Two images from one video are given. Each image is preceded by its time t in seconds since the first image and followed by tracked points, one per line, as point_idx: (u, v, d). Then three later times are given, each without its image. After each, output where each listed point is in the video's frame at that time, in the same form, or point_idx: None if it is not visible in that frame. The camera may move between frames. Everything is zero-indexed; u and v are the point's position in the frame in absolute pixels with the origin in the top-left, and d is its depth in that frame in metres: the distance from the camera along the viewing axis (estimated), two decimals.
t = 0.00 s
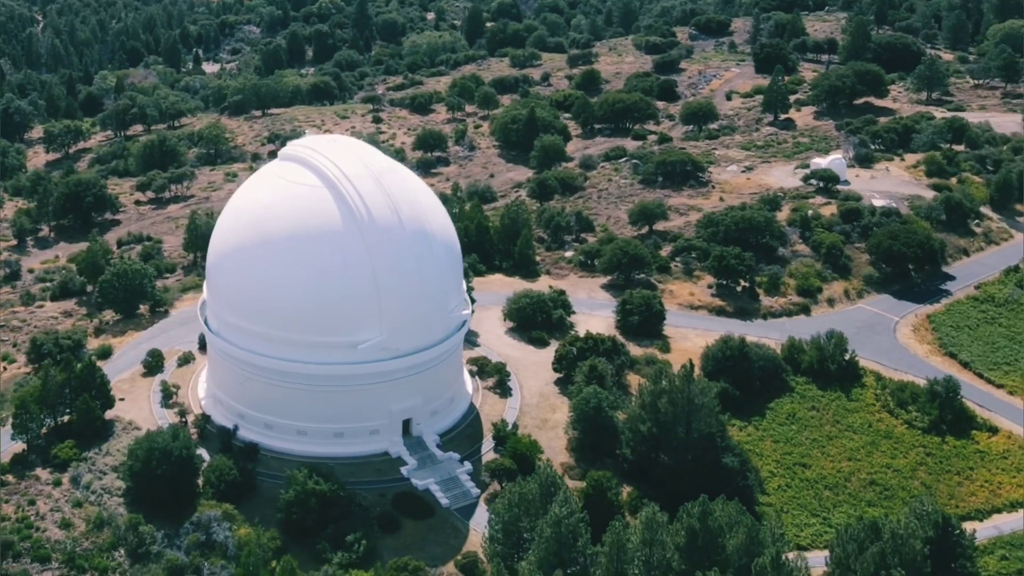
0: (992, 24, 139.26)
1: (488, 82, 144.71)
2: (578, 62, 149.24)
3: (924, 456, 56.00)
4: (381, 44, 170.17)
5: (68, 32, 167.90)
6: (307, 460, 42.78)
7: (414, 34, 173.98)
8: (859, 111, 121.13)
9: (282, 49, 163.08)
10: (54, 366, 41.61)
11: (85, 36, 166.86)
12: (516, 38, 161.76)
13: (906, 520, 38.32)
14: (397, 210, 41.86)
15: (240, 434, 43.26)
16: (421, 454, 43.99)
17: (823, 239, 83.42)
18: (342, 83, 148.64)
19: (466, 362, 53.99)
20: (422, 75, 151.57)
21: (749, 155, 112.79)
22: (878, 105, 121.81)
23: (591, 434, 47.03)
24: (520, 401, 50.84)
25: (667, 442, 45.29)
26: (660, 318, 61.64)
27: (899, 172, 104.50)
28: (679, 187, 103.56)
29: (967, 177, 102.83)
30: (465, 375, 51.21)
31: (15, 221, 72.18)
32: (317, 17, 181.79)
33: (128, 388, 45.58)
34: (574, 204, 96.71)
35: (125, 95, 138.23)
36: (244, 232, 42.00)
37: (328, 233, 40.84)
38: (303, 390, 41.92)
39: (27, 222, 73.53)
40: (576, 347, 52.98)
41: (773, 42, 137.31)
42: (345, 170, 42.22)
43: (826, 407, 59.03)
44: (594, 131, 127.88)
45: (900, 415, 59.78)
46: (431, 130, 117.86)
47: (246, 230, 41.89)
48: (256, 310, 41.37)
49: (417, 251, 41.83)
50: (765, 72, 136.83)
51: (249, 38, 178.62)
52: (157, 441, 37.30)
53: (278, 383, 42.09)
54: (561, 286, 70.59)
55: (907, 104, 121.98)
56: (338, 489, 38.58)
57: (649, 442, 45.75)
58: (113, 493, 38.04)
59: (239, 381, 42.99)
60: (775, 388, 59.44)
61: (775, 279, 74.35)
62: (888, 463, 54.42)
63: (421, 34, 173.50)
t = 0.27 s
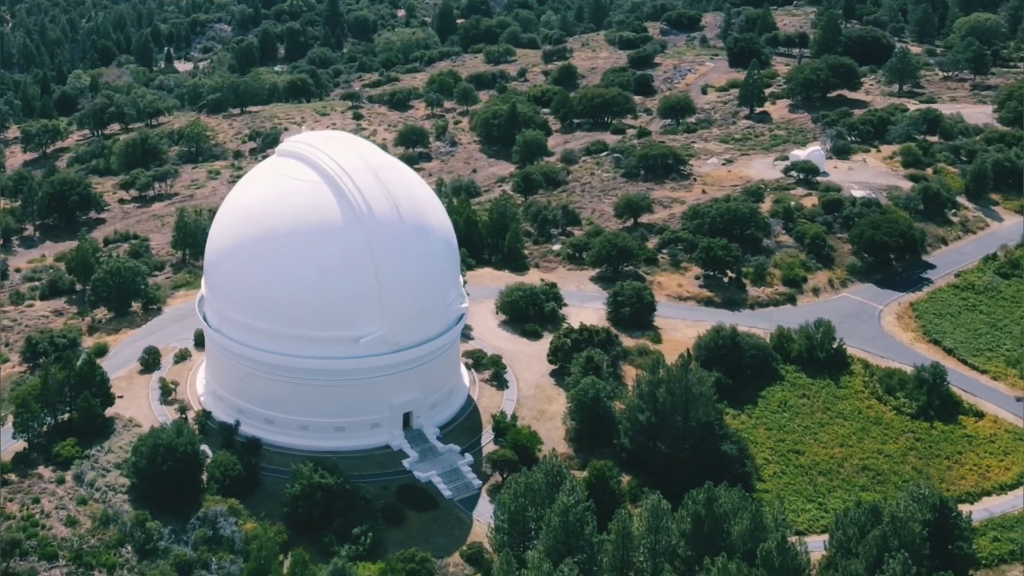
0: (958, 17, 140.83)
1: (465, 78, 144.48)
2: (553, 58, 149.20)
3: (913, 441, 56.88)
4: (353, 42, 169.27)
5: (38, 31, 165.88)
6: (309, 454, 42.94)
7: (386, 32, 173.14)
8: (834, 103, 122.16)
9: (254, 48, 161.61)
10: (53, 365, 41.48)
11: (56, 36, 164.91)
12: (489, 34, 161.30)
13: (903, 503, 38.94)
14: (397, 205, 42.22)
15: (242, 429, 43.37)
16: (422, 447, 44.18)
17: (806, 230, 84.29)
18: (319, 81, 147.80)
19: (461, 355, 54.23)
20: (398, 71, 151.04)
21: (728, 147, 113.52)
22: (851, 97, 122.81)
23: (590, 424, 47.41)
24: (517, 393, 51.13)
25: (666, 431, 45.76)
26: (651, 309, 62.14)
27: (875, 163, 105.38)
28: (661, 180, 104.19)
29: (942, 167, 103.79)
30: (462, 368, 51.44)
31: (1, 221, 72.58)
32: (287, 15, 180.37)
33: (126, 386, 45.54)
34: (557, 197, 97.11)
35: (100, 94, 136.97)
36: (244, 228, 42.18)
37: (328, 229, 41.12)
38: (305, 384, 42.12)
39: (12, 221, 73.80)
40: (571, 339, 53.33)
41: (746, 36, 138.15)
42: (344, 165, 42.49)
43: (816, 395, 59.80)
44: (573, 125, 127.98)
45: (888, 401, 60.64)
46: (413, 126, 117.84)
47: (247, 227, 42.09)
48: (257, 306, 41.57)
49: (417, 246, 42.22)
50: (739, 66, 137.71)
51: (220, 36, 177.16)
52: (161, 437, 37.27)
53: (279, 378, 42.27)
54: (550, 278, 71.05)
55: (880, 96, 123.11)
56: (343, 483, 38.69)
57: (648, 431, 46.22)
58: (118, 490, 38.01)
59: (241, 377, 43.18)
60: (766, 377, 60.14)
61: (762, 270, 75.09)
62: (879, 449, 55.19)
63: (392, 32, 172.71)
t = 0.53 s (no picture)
0: (930, 13, 142.17)
1: (446, 74, 144.06)
2: (532, 55, 149.04)
3: (908, 429, 57.59)
4: (330, 40, 168.10)
5: (14, 31, 163.91)
6: (315, 449, 43.03)
7: (362, 30, 172.05)
8: (813, 98, 123.01)
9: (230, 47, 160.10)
10: (56, 364, 41.33)
11: (31, 36, 162.99)
12: (467, 32, 160.58)
13: (906, 489, 39.46)
14: (400, 201, 42.41)
15: (248, 426, 43.40)
16: (427, 441, 44.32)
17: (795, 222, 84.94)
18: (301, 79, 146.89)
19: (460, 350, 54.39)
20: (378, 70, 150.32)
21: (712, 142, 114.03)
22: (830, 92, 123.68)
23: (592, 417, 47.72)
24: (517, 387, 51.36)
25: (669, 421, 46.14)
26: (646, 302, 62.53)
27: (858, 157, 106.14)
28: (648, 175, 104.61)
29: (923, 160, 104.65)
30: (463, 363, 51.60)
31: None
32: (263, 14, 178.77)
33: (128, 385, 45.48)
34: (546, 192, 97.35)
35: (80, 94, 135.73)
36: (248, 225, 42.22)
37: (333, 225, 41.23)
38: (311, 380, 42.21)
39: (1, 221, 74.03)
40: (570, 332, 53.62)
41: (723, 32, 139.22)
42: (347, 162, 42.61)
43: (811, 385, 60.41)
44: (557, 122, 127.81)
45: (882, 390, 61.34)
46: (399, 124, 117.65)
47: (250, 224, 42.14)
48: (263, 303, 41.64)
49: (421, 242, 42.45)
50: (718, 62, 138.41)
51: (196, 35, 175.54)
52: (169, 435, 37.23)
53: (285, 374, 42.33)
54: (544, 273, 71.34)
55: (858, 91, 124.09)
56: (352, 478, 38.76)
57: (650, 422, 46.60)
58: (126, 488, 37.94)
59: (246, 374, 43.20)
60: (761, 368, 60.71)
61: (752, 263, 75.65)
62: (875, 438, 55.82)
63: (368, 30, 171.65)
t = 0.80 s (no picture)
0: (901, 10, 143.26)
1: (427, 73, 143.55)
2: (511, 54, 148.56)
3: (901, 419, 58.29)
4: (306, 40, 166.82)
5: None
6: (320, 447, 43.12)
7: (337, 31, 170.93)
8: (792, 95, 123.80)
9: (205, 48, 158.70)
10: (58, 365, 41.16)
11: (5, 38, 161.11)
12: (444, 31, 159.81)
13: (907, 477, 39.98)
14: (402, 198, 42.53)
15: (252, 424, 43.45)
16: (431, 437, 44.45)
17: (782, 217, 85.58)
18: (281, 80, 145.84)
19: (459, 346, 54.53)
20: (357, 70, 149.29)
21: (695, 139, 114.52)
22: (809, 89, 124.55)
23: (593, 410, 48.04)
24: (517, 382, 51.57)
25: (669, 415, 46.50)
26: (641, 297, 62.86)
27: (840, 152, 106.96)
28: (635, 172, 105.02)
29: (904, 155, 105.55)
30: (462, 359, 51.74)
31: None
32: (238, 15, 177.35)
33: (129, 386, 45.39)
34: (534, 190, 97.63)
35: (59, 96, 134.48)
36: (250, 224, 42.27)
37: (336, 224, 41.35)
38: (315, 378, 42.33)
39: None
40: (568, 327, 53.83)
41: (701, 30, 140.18)
42: (349, 159, 42.69)
43: (804, 378, 60.96)
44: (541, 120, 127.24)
45: (874, 381, 62.03)
46: (384, 124, 117.45)
47: (253, 224, 42.18)
48: (267, 302, 41.69)
49: (423, 239, 42.61)
50: (696, 60, 139.44)
51: (171, 37, 173.90)
52: (177, 434, 37.19)
53: (289, 372, 42.44)
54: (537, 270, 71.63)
55: (835, 87, 125.06)
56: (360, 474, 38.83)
57: (652, 415, 46.96)
58: (133, 488, 37.88)
59: (250, 373, 43.28)
60: (755, 362, 61.24)
61: (743, 258, 76.16)
62: (870, 428, 56.43)
63: (344, 30, 170.54)
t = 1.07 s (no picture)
0: (874, 8, 144.02)
1: (409, 73, 142.72)
2: (491, 54, 147.69)
3: (896, 411, 58.93)
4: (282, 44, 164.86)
5: None
6: (326, 446, 43.13)
7: (313, 32, 169.33)
8: (773, 92, 124.42)
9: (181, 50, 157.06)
10: (62, 367, 40.94)
11: None
12: (423, 32, 158.33)
13: (910, 467, 40.48)
14: (406, 197, 42.61)
15: (257, 424, 43.40)
16: (436, 435, 44.54)
17: (771, 214, 86.21)
18: (263, 82, 144.47)
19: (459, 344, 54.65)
20: (337, 71, 147.32)
21: (679, 137, 114.97)
22: (788, 86, 125.24)
23: (596, 406, 48.30)
24: (518, 379, 51.76)
25: (672, 409, 46.85)
26: (637, 294, 63.22)
27: (823, 148, 107.72)
28: (622, 170, 105.50)
29: (886, 151, 106.40)
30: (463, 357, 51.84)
31: None
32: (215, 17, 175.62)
33: (132, 388, 45.27)
34: (523, 189, 98.03)
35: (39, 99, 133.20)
36: (254, 224, 42.21)
37: (341, 223, 41.38)
38: (321, 377, 42.32)
39: None
40: (567, 324, 54.04)
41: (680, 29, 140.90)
42: (352, 159, 42.72)
43: (800, 372, 61.51)
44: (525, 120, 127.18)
45: (868, 374, 62.67)
46: (369, 124, 117.05)
47: (256, 224, 42.12)
48: (272, 302, 41.63)
49: (427, 238, 42.71)
50: (677, 59, 140.27)
51: (148, 39, 172.06)
52: (185, 435, 37.11)
53: (295, 372, 42.42)
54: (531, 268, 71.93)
55: (814, 85, 125.86)
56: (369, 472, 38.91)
57: (654, 410, 47.30)
58: (141, 489, 37.76)
59: (254, 373, 43.22)
60: (751, 356, 61.74)
61: (734, 253, 76.68)
62: (866, 421, 57.03)
63: (321, 32, 169.06)
